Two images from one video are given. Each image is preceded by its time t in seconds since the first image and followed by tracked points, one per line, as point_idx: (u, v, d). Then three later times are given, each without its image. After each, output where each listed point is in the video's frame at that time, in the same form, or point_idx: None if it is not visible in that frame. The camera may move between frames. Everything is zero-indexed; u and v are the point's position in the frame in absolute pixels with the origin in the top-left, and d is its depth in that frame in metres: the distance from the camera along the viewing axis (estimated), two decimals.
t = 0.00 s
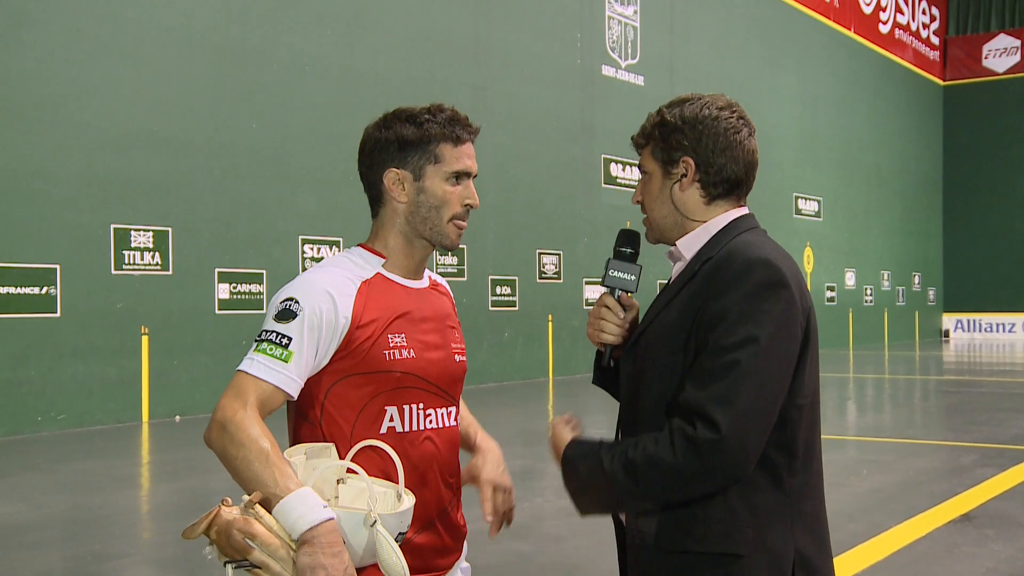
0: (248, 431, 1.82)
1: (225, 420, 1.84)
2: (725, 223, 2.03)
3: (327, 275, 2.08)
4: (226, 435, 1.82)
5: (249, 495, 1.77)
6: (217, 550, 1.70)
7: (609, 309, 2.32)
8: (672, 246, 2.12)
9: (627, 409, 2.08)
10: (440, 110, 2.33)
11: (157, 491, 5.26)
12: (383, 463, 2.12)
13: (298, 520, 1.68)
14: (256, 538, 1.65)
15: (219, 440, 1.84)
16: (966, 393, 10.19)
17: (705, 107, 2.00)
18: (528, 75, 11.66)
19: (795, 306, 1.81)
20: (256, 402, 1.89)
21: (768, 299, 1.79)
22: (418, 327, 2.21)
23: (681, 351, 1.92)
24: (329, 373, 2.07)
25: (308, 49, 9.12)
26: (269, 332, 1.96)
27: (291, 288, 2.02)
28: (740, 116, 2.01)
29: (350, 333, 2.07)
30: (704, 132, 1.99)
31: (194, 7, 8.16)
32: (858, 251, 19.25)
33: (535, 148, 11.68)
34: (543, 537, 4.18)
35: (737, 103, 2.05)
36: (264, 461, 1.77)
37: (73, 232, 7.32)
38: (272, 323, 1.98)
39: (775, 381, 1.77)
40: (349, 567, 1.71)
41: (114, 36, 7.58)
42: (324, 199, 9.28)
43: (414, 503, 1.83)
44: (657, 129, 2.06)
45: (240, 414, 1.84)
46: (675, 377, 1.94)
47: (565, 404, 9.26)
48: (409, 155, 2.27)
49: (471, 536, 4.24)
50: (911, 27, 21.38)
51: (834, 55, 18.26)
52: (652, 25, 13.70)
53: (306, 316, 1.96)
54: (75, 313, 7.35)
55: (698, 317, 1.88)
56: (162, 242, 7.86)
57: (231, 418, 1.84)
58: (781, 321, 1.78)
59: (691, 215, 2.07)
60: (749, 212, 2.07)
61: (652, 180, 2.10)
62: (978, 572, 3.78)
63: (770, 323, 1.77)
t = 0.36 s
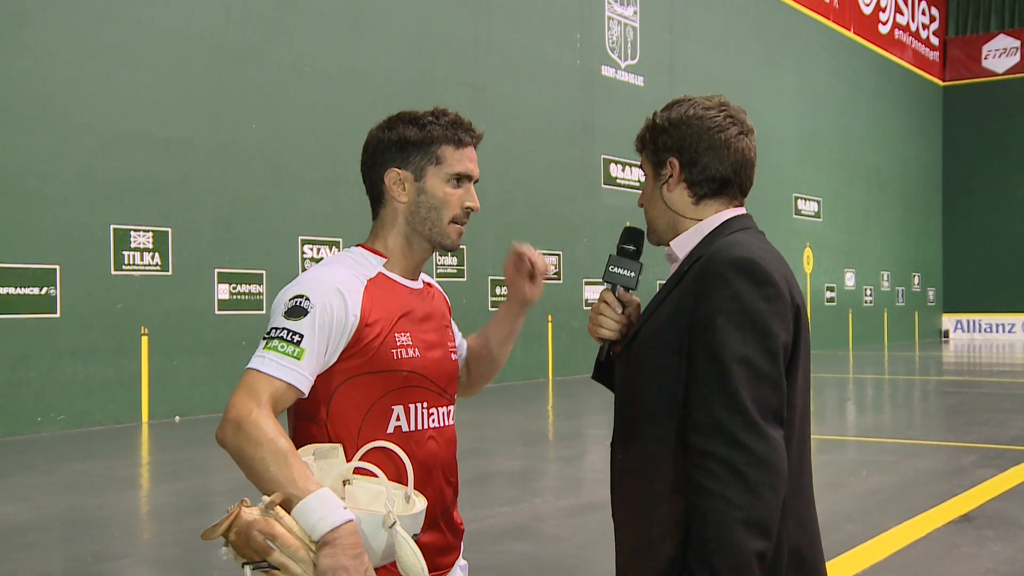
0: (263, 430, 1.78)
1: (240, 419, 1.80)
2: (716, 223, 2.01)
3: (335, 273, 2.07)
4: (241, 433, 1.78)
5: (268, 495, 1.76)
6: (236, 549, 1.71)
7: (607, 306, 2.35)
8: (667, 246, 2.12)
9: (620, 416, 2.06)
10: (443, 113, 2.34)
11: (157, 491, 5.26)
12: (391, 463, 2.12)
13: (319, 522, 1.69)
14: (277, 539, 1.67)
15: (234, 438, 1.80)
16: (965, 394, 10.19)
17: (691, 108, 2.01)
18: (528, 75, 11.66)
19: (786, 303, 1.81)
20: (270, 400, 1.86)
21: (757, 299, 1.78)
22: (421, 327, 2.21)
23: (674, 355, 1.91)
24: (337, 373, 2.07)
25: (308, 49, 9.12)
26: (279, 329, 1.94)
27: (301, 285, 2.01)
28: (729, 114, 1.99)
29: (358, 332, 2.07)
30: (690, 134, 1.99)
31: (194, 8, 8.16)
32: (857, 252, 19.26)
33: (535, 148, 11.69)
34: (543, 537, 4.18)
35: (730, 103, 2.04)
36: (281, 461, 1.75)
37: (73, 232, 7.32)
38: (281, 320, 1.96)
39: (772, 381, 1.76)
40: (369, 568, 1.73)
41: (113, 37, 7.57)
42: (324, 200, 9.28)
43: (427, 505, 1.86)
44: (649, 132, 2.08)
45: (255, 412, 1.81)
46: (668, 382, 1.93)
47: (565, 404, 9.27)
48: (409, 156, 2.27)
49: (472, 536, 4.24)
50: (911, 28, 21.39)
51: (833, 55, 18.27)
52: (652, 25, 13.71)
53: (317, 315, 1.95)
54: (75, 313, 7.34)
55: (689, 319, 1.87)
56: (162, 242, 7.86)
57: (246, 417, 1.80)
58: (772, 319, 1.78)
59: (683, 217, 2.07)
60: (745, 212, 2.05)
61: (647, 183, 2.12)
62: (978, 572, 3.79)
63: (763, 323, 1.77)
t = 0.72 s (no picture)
0: (280, 426, 1.79)
1: (256, 415, 1.81)
2: (724, 224, 2.02)
3: (344, 271, 2.07)
4: (258, 430, 1.79)
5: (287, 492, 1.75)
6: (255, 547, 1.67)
7: (606, 308, 2.34)
8: (671, 248, 2.12)
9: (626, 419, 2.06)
10: (455, 118, 2.34)
11: (158, 491, 5.26)
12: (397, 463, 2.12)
13: (342, 516, 1.69)
14: (299, 534, 1.65)
15: (249, 436, 1.81)
16: (965, 394, 10.19)
17: (703, 108, 2.00)
18: (527, 76, 11.67)
19: (796, 305, 1.81)
20: (283, 397, 1.86)
21: (768, 300, 1.78)
22: (427, 327, 2.21)
23: (682, 355, 1.92)
24: (346, 372, 2.06)
25: (308, 49, 9.12)
26: (290, 327, 1.93)
27: (312, 283, 2.00)
28: (739, 116, 2.00)
29: (367, 331, 2.07)
30: (703, 134, 1.99)
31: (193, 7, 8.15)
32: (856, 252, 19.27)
33: (535, 148, 11.69)
34: (544, 537, 4.18)
35: (736, 103, 2.05)
36: (300, 457, 1.76)
37: (73, 233, 7.32)
38: (292, 317, 1.95)
39: (782, 381, 1.77)
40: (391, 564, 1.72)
41: (113, 36, 7.57)
42: (323, 200, 9.28)
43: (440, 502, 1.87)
44: (656, 131, 2.06)
45: (269, 408, 1.82)
46: (676, 382, 1.93)
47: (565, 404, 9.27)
48: (420, 157, 2.27)
49: (473, 536, 4.24)
50: (910, 28, 21.41)
51: (833, 56, 18.28)
52: (652, 25, 13.71)
53: (329, 311, 1.95)
54: (74, 313, 7.34)
55: (699, 319, 1.87)
56: (162, 242, 7.85)
57: (261, 414, 1.81)
58: (783, 321, 1.78)
59: (689, 218, 2.07)
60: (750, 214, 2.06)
61: (652, 182, 2.10)
62: (979, 572, 3.79)
63: (773, 325, 1.77)
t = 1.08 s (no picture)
0: (280, 428, 1.79)
1: (256, 417, 1.81)
2: (730, 225, 2.02)
3: (346, 271, 2.08)
4: (258, 432, 1.80)
5: (287, 492, 1.75)
6: (255, 548, 1.67)
7: (611, 310, 2.31)
8: (678, 248, 2.12)
9: (634, 419, 2.06)
10: (459, 118, 2.33)
11: (157, 491, 5.26)
12: (402, 463, 2.12)
13: (340, 516, 1.68)
14: (298, 535, 1.65)
15: (250, 437, 1.81)
16: (964, 394, 10.20)
17: (712, 108, 2.00)
18: (527, 76, 11.67)
19: (808, 309, 1.81)
20: (284, 398, 1.86)
21: (781, 301, 1.78)
22: (430, 327, 2.21)
23: (692, 355, 1.92)
24: (348, 373, 2.06)
25: (308, 49, 9.12)
26: (292, 328, 1.93)
27: (313, 284, 2.01)
28: (746, 117, 2.01)
29: (369, 331, 2.07)
30: (712, 133, 1.98)
31: (193, 8, 8.16)
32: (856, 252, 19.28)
33: (534, 148, 11.69)
34: (543, 537, 4.18)
35: (742, 105, 2.06)
36: (299, 458, 1.76)
37: (73, 233, 7.32)
38: (293, 319, 1.96)
39: (793, 384, 1.77)
40: (390, 565, 1.71)
41: (113, 37, 7.57)
42: (323, 200, 9.28)
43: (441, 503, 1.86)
44: (665, 130, 2.06)
45: (269, 410, 1.82)
46: (686, 382, 1.92)
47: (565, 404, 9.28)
48: (424, 157, 2.27)
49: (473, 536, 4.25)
50: (910, 28, 21.42)
51: (832, 56, 18.29)
52: (652, 26, 13.72)
53: (329, 311, 1.95)
54: (74, 314, 7.34)
55: (710, 319, 1.87)
56: (161, 243, 7.85)
57: (261, 415, 1.82)
58: (795, 324, 1.78)
59: (696, 218, 2.06)
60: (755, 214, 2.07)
61: (659, 182, 2.09)
62: (978, 572, 3.79)
63: (785, 327, 1.77)
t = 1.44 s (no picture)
0: (282, 430, 1.79)
1: (257, 418, 1.81)
2: (731, 225, 2.02)
3: (346, 272, 2.07)
4: (259, 434, 1.79)
5: (289, 494, 1.75)
6: (257, 549, 1.67)
7: (610, 313, 2.31)
8: (677, 250, 2.11)
9: (638, 421, 2.05)
10: (458, 118, 2.33)
11: (157, 492, 5.26)
12: (403, 464, 2.11)
13: (342, 517, 1.68)
14: (299, 536, 1.64)
15: (251, 439, 1.81)
16: (964, 394, 10.21)
17: (715, 109, 2.01)
18: (527, 76, 11.67)
19: (815, 305, 1.82)
20: (285, 400, 1.86)
21: (791, 299, 1.79)
22: (430, 328, 2.20)
23: (701, 356, 1.91)
24: (349, 374, 2.06)
25: (308, 49, 9.12)
26: (293, 330, 1.93)
27: (314, 285, 2.00)
28: (749, 120, 2.03)
29: (370, 332, 2.06)
30: (717, 134, 1.99)
31: (193, 9, 8.16)
32: (856, 252, 19.29)
33: (534, 148, 11.69)
34: (543, 538, 4.18)
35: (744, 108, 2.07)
36: (301, 460, 1.76)
37: (73, 233, 7.32)
38: (294, 320, 1.95)
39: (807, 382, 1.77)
40: (392, 565, 1.71)
41: (112, 37, 7.57)
42: (323, 201, 9.28)
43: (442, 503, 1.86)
44: (666, 130, 2.06)
45: (270, 411, 1.82)
46: (696, 384, 1.92)
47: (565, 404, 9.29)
48: (424, 158, 2.27)
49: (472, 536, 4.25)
50: (910, 28, 21.43)
51: (832, 56, 18.29)
52: (652, 26, 13.72)
53: (330, 312, 1.95)
54: (74, 314, 7.34)
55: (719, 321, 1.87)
56: (161, 243, 7.85)
57: (263, 417, 1.81)
58: (805, 322, 1.78)
59: (698, 218, 2.06)
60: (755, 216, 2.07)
61: (659, 182, 2.09)
62: (978, 573, 3.79)
63: (796, 325, 1.77)
